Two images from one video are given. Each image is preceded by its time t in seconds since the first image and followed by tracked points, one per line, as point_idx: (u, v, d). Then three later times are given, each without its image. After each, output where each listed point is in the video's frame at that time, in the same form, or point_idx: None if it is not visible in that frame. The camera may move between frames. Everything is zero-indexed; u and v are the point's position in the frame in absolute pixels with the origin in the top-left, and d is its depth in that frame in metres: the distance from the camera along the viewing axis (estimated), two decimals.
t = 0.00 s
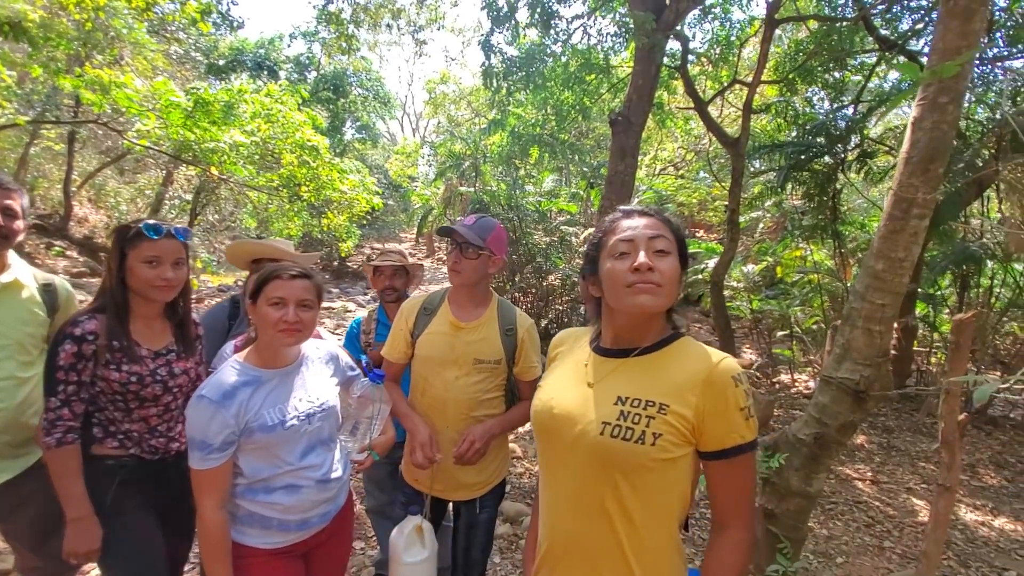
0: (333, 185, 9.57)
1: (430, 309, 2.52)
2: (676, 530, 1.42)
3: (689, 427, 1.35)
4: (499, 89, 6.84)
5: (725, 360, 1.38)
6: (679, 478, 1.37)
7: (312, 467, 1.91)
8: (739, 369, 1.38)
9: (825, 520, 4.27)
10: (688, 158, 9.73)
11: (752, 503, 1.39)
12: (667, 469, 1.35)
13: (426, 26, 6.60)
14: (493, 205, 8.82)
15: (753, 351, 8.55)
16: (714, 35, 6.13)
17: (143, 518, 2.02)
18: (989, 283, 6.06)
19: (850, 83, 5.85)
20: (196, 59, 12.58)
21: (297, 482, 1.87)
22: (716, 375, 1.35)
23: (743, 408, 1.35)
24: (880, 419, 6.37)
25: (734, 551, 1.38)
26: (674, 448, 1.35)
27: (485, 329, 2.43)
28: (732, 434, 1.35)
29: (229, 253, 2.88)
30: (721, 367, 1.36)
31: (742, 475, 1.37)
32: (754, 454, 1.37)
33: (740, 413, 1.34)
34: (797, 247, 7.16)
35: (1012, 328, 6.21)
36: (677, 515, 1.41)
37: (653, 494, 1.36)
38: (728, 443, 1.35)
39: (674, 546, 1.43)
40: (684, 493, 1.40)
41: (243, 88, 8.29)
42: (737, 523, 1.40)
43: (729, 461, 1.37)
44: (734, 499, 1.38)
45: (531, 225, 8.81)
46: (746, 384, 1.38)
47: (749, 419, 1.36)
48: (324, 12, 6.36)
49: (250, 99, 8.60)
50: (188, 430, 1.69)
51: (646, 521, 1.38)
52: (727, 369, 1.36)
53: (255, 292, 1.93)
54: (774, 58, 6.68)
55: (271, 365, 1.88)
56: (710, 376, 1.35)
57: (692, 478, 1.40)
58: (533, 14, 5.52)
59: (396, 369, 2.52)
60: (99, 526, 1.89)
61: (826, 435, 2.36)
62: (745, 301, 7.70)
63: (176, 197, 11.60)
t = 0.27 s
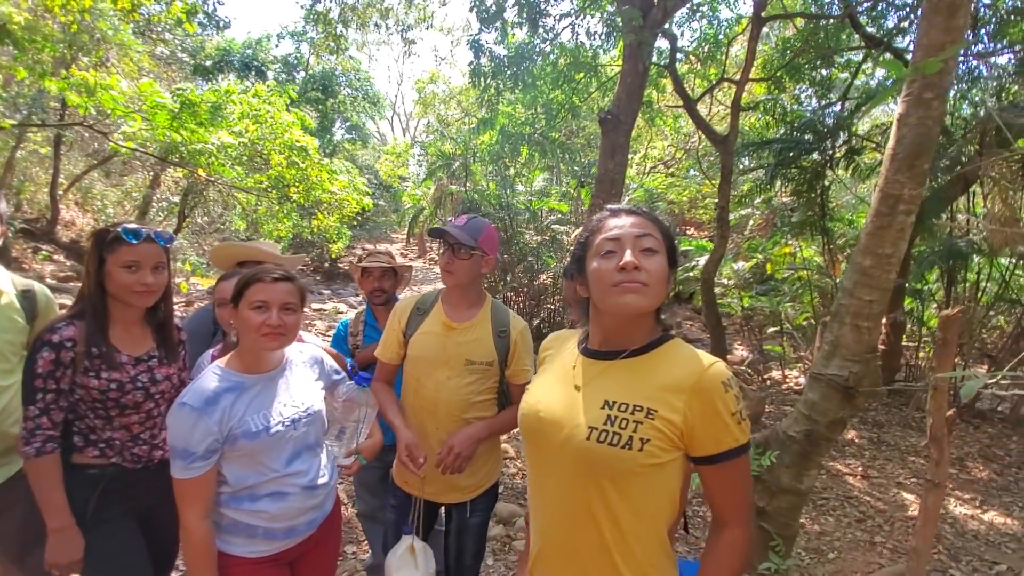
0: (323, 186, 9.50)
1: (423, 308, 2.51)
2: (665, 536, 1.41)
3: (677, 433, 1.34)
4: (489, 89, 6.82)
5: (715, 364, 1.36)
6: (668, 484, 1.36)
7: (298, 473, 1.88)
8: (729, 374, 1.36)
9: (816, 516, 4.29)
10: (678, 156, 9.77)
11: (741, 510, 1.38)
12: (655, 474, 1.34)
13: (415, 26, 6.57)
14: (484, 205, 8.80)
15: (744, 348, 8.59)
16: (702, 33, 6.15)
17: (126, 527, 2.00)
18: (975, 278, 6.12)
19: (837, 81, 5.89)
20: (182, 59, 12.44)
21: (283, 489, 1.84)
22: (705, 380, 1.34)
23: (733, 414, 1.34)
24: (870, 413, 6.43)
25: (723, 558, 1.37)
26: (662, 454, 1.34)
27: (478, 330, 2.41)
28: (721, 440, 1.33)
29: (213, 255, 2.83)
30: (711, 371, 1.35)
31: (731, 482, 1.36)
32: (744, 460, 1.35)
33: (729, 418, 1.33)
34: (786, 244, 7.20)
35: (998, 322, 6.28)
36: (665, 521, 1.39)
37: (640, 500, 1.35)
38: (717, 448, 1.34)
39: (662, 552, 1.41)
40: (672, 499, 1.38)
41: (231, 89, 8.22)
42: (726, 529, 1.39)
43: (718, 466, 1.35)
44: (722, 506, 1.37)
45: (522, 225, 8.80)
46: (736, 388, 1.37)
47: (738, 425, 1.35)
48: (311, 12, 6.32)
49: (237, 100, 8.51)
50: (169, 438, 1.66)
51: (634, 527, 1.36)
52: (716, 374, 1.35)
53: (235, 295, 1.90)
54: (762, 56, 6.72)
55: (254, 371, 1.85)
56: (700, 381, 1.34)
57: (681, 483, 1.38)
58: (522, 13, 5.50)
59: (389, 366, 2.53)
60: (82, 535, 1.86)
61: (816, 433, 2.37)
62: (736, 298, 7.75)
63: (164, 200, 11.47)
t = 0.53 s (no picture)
0: (318, 192, 9.48)
1: (436, 312, 2.50)
2: (687, 536, 1.41)
3: (697, 434, 1.34)
4: (481, 89, 6.81)
5: (732, 363, 1.36)
6: (688, 485, 1.36)
7: (309, 482, 1.88)
8: (746, 372, 1.36)
9: (823, 506, 4.30)
10: (673, 151, 9.79)
11: (762, 506, 1.39)
12: (676, 476, 1.34)
13: (406, 28, 6.55)
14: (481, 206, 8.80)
15: (744, 341, 8.61)
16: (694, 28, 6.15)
17: (135, 544, 1.99)
18: (973, 264, 6.14)
19: (829, 72, 5.90)
20: (172, 68, 12.39)
21: (294, 499, 1.84)
22: (724, 381, 1.33)
23: (752, 412, 1.34)
24: (872, 402, 6.45)
25: (746, 555, 1.38)
26: (683, 455, 1.34)
27: (490, 333, 2.41)
28: (740, 438, 1.34)
29: (213, 266, 2.82)
30: (728, 371, 1.35)
31: (752, 480, 1.36)
32: (763, 457, 1.36)
33: (748, 417, 1.33)
34: (784, 236, 7.22)
35: (996, 308, 6.31)
36: (686, 521, 1.40)
37: (662, 502, 1.35)
38: (738, 447, 1.34)
39: (685, 551, 1.42)
40: (693, 499, 1.39)
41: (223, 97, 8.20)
42: (747, 526, 1.39)
43: (738, 464, 1.36)
44: (744, 503, 1.38)
45: (519, 224, 8.81)
46: (754, 386, 1.37)
47: (757, 423, 1.35)
48: (302, 17, 6.29)
49: (229, 108, 8.48)
50: (178, 453, 1.66)
51: (656, 529, 1.37)
52: (734, 373, 1.35)
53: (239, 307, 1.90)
54: (754, 49, 6.73)
55: (260, 382, 1.85)
56: (718, 381, 1.34)
57: (702, 483, 1.39)
58: (513, 13, 5.49)
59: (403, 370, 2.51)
60: (91, 554, 1.84)
61: (823, 425, 2.37)
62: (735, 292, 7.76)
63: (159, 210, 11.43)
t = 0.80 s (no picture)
0: (317, 192, 9.45)
1: (441, 313, 2.51)
2: (694, 535, 1.41)
3: (705, 433, 1.33)
4: (480, 89, 6.80)
5: (739, 362, 1.36)
6: (696, 483, 1.36)
7: (311, 482, 1.88)
8: (753, 371, 1.36)
9: (824, 505, 4.31)
10: (672, 150, 9.79)
11: (769, 504, 1.38)
12: (684, 475, 1.34)
13: (404, 28, 6.54)
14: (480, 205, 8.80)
15: (744, 340, 8.61)
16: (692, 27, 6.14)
17: (137, 545, 1.99)
18: (972, 262, 6.15)
19: (828, 71, 5.90)
20: (171, 69, 12.37)
21: (296, 499, 1.84)
22: (732, 379, 1.33)
23: (759, 411, 1.33)
24: (872, 401, 6.45)
25: (752, 555, 1.37)
26: (690, 454, 1.33)
27: (495, 334, 2.40)
28: (747, 438, 1.33)
29: (214, 266, 2.81)
30: (735, 370, 1.34)
31: (759, 478, 1.36)
32: (770, 456, 1.35)
33: (756, 416, 1.33)
34: (783, 235, 7.22)
35: (995, 307, 6.32)
36: (695, 520, 1.39)
37: (670, 501, 1.35)
38: (746, 446, 1.33)
39: (693, 550, 1.41)
40: (700, 498, 1.38)
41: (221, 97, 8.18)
42: (753, 525, 1.39)
43: (745, 463, 1.35)
44: (751, 502, 1.37)
45: (519, 224, 8.89)
46: (761, 385, 1.37)
47: (764, 421, 1.34)
48: (300, 18, 6.28)
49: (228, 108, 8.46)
50: (179, 454, 1.65)
51: (664, 528, 1.36)
52: (742, 371, 1.34)
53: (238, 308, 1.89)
54: (753, 48, 6.73)
55: (260, 382, 1.84)
56: (725, 380, 1.33)
57: (709, 481, 1.38)
58: (512, 12, 5.47)
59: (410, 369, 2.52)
60: (92, 557, 1.84)
61: (824, 423, 2.37)
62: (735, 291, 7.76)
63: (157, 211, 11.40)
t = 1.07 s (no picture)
0: (317, 192, 9.45)
1: (435, 313, 2.51)
2: (689, 530, 1.41)
3: (698, 427, 1.34)
4: (479, 89, 6.81)
5: (732, 357, 1.36)
6: (689, 478, 1.36)
7: (306, 479, 1.88)
8: (745, 366, 1.36)
9: (821, 504, 4.31)
10: (671, 151, 9.80)
11: (762, 499, 1.38)
12: (677, 468, 1.34)
13: (403, 28, 6.54)
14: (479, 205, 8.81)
15: (742, 341, 8.62)
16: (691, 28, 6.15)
17: (132, 543, 2.00)
18: (970, 263, 6.16)
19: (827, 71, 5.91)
20: (170, 69, 12.37)
21: (291, 496, 1.84)
22: (724, 373, 1.33)
23: (752, 405, 1.33)
24: (870, 401, 6.46)
25: (745, 550, 1.37)
26: (683, 448, 1.33)
27: (488, 333, 2.40)
28: (739, 432, 1.33)
29: (215, 265, 2.82)
30: (728, 365, 1.35)
31: (752, 473, 1.36)
32: (762, 451, 1.35)
33: (748, 410, 1.33)
34: (782, 235, 7.23)
35: (993, 307, 6.33)
36: (688, 515, 1.40)
37: (664, 495, 1.35)
38: (738, 440, 1.34)
39: (687, 546, 1.41)
40: (693, 493, 1.38)
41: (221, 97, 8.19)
42: (745, 520, 1.39)
43: (738, 458, 1.35)
44: (743, 497, 1.37)
45: (517, 224, 8.84)
46: (754, 380, 1.37)
47: (757, 416, 1.34)
48: (299, 18, 6.29)
49: (227, 108, 8.46)
50: (174, 451, 1.66)
51: (658, 522, 1.36)
52: (735, 366, 1.35)
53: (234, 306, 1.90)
54: (752, 49, 6.74)
55: (255, 380, 1.85)
56: (718, 375, 1.34)
57: (702, 475, 1.39)
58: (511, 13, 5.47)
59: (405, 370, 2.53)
60: (87, 553, 1.84)
61: (819, 422, 2.37)
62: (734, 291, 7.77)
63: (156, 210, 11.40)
